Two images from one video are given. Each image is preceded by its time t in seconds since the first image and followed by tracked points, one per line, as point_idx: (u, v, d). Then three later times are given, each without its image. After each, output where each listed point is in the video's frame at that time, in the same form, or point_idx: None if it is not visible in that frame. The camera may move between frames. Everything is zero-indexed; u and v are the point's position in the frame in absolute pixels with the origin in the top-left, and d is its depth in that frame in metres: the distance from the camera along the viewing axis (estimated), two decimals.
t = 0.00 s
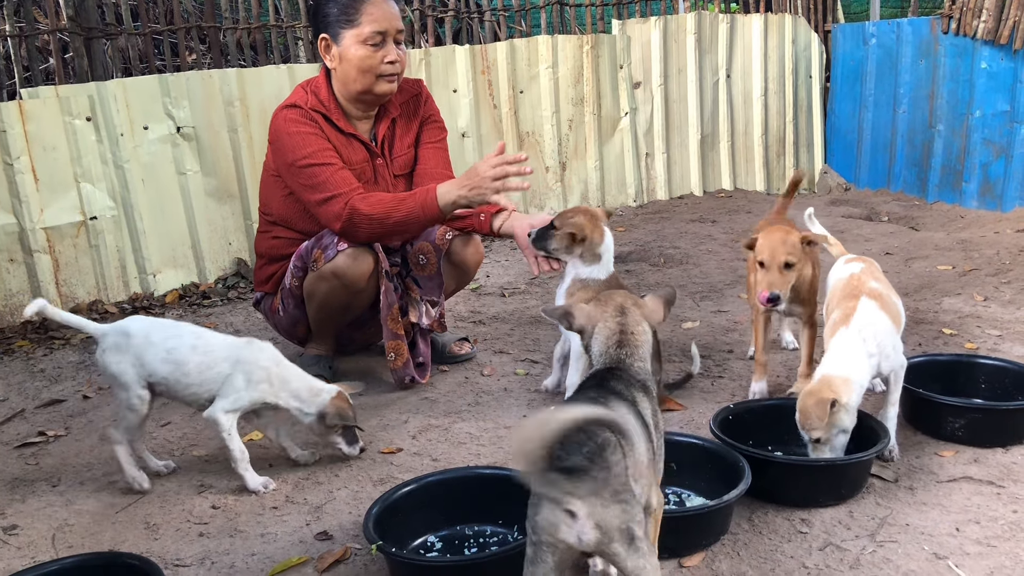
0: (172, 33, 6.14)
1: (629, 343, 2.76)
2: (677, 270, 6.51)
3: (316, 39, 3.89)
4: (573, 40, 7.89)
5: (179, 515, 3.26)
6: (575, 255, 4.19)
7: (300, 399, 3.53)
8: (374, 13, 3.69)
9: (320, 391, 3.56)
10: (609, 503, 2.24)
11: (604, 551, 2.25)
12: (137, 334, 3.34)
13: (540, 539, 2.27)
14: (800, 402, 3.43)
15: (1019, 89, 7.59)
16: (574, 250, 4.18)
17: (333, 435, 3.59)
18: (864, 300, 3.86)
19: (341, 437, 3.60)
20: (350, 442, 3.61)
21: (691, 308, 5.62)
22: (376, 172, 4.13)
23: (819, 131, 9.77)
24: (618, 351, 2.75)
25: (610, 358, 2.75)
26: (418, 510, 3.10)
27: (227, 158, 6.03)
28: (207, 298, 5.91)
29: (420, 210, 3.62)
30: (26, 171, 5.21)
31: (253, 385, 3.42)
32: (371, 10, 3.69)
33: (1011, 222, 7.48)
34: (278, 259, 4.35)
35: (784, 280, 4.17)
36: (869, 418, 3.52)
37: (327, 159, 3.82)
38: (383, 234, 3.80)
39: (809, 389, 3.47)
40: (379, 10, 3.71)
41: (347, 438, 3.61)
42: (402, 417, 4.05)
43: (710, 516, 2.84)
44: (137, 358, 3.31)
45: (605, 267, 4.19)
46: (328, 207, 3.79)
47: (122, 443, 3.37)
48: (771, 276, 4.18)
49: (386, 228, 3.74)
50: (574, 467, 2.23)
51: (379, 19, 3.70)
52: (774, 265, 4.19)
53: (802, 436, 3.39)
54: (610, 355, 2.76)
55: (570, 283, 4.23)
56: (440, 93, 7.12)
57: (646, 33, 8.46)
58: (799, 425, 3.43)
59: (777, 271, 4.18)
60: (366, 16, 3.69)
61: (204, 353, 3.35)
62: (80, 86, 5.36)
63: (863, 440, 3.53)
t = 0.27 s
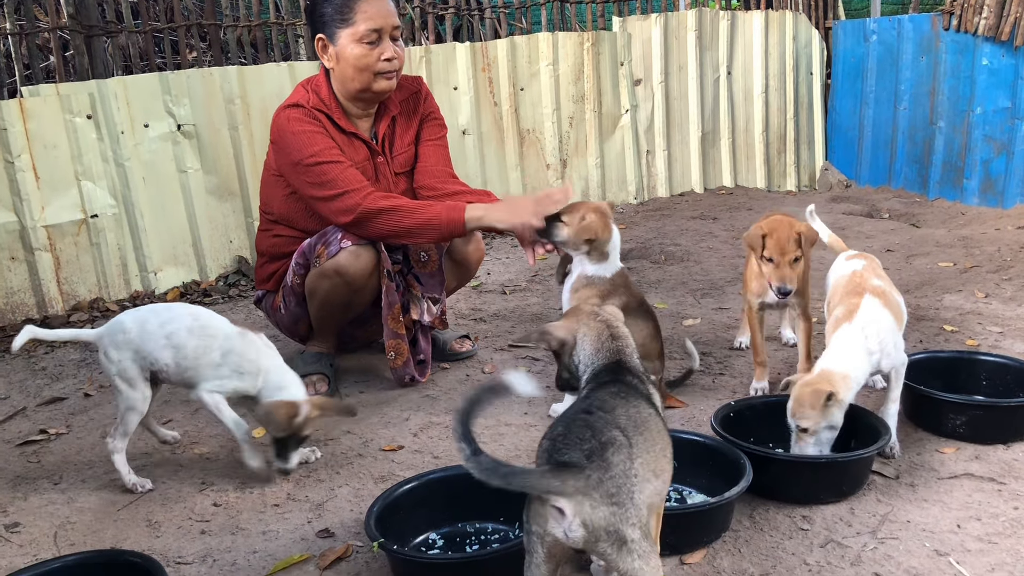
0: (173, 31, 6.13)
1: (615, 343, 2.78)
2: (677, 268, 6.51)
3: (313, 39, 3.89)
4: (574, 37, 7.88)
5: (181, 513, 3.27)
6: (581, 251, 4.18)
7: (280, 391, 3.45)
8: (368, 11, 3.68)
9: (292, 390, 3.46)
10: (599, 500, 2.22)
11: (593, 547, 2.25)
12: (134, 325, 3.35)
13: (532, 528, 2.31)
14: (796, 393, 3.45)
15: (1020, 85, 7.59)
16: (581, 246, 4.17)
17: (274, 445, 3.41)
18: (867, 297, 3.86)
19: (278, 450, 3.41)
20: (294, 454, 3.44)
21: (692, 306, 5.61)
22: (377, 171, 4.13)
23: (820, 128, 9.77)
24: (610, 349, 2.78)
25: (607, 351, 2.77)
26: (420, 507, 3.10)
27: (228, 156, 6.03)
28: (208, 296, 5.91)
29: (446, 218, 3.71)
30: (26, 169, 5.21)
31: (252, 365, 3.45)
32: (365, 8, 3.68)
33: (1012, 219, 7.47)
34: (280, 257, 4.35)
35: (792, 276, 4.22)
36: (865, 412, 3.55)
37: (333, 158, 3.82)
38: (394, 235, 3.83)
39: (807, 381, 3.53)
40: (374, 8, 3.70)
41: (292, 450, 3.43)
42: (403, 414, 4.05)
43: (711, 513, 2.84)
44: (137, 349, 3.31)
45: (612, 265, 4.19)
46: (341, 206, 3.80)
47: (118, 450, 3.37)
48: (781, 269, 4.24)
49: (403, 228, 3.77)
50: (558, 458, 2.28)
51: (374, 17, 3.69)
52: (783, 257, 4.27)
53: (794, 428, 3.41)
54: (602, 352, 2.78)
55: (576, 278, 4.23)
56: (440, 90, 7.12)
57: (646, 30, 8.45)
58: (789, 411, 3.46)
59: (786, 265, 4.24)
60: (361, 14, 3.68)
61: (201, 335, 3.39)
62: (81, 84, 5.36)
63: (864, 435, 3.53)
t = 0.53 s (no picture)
0: (174, 31, 6.14)
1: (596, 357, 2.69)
2: (678, 267, 6.51)
3: (318, 37, 3.89)
4: (575, 36, 7.88)
5: (183, 512, 3.27)
6: (592, 252, 4.18)
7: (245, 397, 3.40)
8: (374, 10, 3.69)
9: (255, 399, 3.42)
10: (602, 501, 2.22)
11: (603, 552, 2.25)
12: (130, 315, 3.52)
13: (541, 533, 2.29)
14: (787, 392, 3.49)
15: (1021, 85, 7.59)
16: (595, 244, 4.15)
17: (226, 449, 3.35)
18: (869, 297, 3.86)
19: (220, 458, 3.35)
20: (237, 462, 3.37)
21: (693, 305, 5.62)
22: (380, 170, 4.14)
23: (821, 127, 9.77)
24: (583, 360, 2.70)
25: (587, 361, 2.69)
26: (421, 506, 3.10)
27: (229, 155, 6.03)
28: (209, 295, 5.92)
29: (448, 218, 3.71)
30: (28, 169, 5.22)
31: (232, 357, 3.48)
32: (370, 8, 3.70)
33: (1013, 218, 7.47)
34: (282, 256, 4.35)
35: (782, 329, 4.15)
36: (854, 407, 3.61)
37: (338, 157, 3.83)
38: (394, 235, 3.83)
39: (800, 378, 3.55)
40: (379, 7, 3.71)
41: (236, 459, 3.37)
42: (405, 413, 4.05)
43: (712, 512, 2.84)
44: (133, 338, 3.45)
45: (620, 270, 4.20)
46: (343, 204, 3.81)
47: (122, 445, 3.39)
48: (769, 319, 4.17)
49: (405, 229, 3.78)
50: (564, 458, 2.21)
51: (379, 16, 3.70)
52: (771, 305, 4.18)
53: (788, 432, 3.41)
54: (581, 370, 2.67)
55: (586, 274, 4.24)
56: (441, 90, 7.12)
57: (647, 29, 8.45)
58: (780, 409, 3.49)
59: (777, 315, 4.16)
60: (366, 13, 3.69)
61: (187, 324, 3.50)
62: (82, 84, 5.37)
63: (867, 434, 3.52)
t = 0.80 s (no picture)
0: (176, 31, 6.14)
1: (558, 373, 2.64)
2: (679, 268, 6.51)
3: (321, 38, 3.90)
4: (576, 37, 7.88)
5: (184, 512, 3.27)
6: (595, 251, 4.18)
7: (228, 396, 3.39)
8: (375, 12, 3.69)
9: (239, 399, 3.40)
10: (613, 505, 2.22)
11: (611, 557, 2.26)
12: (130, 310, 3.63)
13: (548, 543, 2.31)
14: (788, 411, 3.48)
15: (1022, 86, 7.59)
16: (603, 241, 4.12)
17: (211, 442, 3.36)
18: (856, 301, 3.85)
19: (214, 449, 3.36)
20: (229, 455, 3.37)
21: (694, 306, 5.62)
22: (382, 172, 4.14)
23: (822, 127, 9.78)
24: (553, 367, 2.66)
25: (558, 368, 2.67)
26: (421, 507, 3.10)
27: (230, 155, 6.03)
28: (210, 296, 5.92)
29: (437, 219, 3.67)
30: (29, 169, 5.23)
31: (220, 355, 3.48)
32: (372, 9, 3.69)
33: (1014, 219, 7.46)
34: (283, 257, 4.36)
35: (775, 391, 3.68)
36: (858, 410, 3.60)
37: (337, 158, 3.83)
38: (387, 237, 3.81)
39: (787, 381, 3.60)
40: (383, 9, 3.70)
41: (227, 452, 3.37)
42: (405, 414, 4.05)
43: (713, 513, 2.84)
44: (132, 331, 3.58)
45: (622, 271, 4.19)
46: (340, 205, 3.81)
47: (133, 424, 3.63)
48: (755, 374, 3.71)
49: (399, 231, 3.75)
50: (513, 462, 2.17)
51: (381, 18, 3.69)
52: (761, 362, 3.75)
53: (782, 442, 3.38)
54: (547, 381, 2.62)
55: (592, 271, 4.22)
56: (442, 90, 7.13)
57: (648, 30, 8.46)
58: (785, 426, 3.50)
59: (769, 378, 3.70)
60: (369, 15, 3.69)
61: (181, 321, 3.53)
62: (83, 84, 5.37)
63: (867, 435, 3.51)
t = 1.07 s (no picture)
0: (176, 32, 6.14)
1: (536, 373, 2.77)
2: (680, 269, 6.51)
3: (318, 42, 3.91)
4: (576, 38, 7.88)
5: (184, 512, 3.27)
6: (596, 253, 4.21)
7: (216, 391, 3.42)
8: (373, 16, 3.68)
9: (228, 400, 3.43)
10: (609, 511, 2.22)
11: (608, 560, 2.25)
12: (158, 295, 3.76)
13: (545, 548, 2.27)
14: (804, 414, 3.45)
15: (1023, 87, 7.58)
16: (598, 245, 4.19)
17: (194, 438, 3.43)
18: (849, 304, 3.85)
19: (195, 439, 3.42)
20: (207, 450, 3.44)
21: (694, 307, 5.62)
22: (380, 174, 4.14)
23: (823, 128, 9.78)
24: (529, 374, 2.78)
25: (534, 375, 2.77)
26: (422, 507, 3.10)
27: (231, 156, 6.03)
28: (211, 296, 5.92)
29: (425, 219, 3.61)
30: (30, 170, 5.23)
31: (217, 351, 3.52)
32: (370, 13, 3.69)
33: (1015, 220, 7.46)
34: (283, 258, 4.36)
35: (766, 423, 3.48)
36: (867, 412, 3.54)
37: (333, 161, 3.82)
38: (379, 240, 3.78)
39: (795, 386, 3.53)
40: (379, 13, 3.70)
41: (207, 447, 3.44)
42: (405, 415, 4.05)
43: (713, 514, 2.84)
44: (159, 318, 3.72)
45: (623, 272, 4.21)
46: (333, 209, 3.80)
47: (144, 419, 3.65)
48: (745, 402, 3.50)
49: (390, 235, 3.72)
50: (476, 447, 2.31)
51: (378, 22, 3.69)
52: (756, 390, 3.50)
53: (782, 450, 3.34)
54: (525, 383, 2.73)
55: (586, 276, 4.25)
56: (443, 91, 7.13)
57: (649, 31, 8.45)
58: (796, 429, 3.46)
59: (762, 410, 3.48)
60: (365, 19, 3.68)
61: (193, 314, 3.59)
62: (84, 84, 5.37)
63: (868, 437, 3.51)
